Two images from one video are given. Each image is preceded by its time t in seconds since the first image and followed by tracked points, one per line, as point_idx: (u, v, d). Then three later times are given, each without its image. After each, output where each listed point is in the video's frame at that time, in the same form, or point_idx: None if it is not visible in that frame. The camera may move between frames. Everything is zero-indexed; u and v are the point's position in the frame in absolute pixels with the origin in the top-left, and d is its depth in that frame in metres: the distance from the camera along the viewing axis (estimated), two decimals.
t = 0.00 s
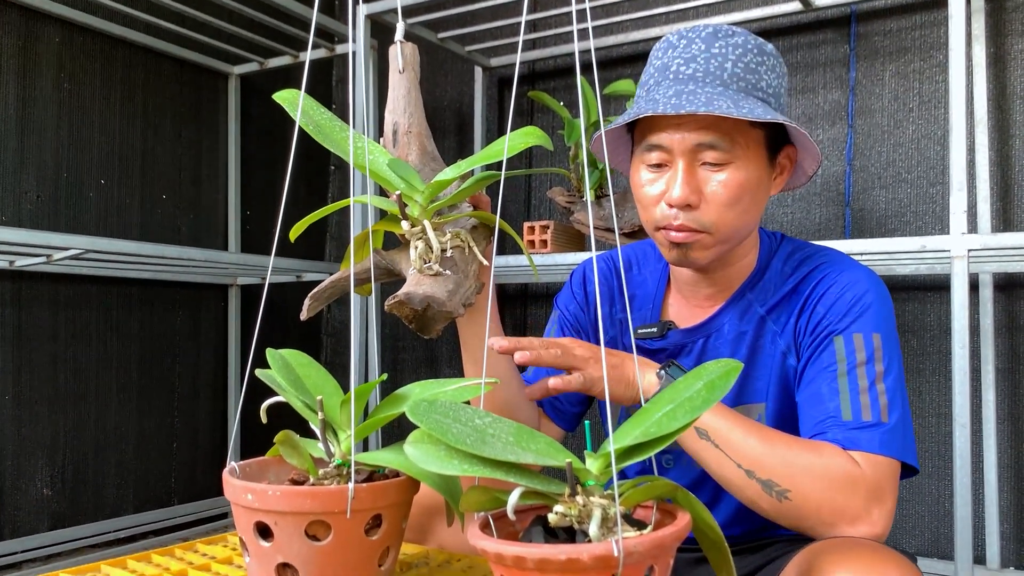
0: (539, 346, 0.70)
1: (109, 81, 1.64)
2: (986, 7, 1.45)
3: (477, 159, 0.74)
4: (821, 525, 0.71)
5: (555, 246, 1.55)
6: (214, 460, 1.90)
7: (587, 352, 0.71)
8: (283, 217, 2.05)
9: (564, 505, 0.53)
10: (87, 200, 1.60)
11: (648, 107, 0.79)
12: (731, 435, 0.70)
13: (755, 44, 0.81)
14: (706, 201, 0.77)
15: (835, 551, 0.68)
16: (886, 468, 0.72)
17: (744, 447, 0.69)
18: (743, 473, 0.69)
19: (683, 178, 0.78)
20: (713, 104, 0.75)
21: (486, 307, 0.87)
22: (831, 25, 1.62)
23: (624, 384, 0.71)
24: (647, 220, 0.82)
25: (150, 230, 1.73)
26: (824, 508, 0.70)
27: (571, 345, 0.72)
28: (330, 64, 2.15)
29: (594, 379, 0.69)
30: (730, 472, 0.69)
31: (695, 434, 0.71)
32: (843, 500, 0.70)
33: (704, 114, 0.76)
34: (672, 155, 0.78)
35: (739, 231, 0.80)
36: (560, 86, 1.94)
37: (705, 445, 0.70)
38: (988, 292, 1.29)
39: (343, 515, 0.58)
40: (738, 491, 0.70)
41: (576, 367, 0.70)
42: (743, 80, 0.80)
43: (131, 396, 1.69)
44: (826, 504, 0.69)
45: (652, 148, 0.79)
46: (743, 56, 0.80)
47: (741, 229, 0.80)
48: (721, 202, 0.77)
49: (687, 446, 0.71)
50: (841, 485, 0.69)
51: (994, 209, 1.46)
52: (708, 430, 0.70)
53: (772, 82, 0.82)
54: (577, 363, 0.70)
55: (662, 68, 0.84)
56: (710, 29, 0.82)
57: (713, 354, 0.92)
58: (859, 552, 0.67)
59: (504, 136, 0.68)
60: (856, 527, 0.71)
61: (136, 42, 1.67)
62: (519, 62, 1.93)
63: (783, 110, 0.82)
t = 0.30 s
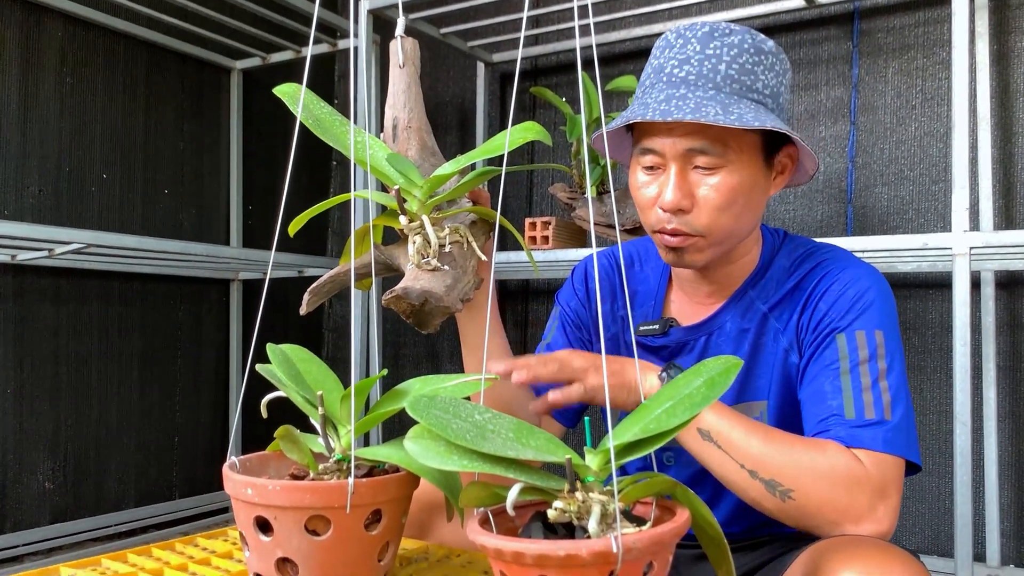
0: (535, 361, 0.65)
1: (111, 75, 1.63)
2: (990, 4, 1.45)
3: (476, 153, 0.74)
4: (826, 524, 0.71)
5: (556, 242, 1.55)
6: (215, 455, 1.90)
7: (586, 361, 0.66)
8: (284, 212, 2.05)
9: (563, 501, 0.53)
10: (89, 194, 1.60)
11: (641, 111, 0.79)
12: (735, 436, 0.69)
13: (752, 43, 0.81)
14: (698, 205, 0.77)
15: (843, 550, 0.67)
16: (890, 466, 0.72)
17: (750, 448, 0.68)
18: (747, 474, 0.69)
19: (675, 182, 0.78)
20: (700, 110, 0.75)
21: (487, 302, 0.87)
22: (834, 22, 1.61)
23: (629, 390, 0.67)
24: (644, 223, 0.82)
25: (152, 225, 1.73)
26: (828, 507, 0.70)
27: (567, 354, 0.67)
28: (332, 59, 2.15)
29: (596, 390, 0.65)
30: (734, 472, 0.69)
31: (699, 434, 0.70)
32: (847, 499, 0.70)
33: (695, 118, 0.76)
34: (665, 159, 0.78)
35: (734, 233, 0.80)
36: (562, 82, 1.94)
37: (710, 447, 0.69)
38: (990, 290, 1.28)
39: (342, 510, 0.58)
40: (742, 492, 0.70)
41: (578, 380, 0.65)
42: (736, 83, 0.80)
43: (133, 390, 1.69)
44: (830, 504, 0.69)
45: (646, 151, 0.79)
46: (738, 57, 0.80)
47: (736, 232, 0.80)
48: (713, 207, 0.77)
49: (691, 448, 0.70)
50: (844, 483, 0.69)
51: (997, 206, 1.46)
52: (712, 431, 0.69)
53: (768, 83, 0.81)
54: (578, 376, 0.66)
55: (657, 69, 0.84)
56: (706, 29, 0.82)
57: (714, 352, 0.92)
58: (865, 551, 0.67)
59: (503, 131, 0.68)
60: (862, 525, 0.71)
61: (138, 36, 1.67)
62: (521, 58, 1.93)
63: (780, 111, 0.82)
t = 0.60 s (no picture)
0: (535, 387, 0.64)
1: (114, 73, 1.64)
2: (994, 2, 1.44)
3: (478, 153, 0.74)
4: (832, 526, 0.71)
5: (558, 240, 1.55)
6: (218, 452, 1.90)
7: (586, 381, 0.66)
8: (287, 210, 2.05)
9: (565, 500, 0.53)
10: (92, 192, 1.60)
11: (642, 111, 0.78)
12: (741, 445, 0.68)
13: (750, 41, 0.81)
14: (701, 204, 0.77)
15: (855, 547, 0.68)
16: (896, 466, 0.72)
17: (756, 456, 0.68)
18: (754, 482, 0.68)
19: (677, 181, 0.78)
20: (702, 109, 0.75)
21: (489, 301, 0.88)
22: (838, 20, 1.61)
23: (631, 405, 0.66)
24: (645, 223, 0.82)
25: (156, 222, 1.73)
26: (835, 509, 0.70)
27: (566, 379, 0.67)
28: (335, 57, 2.15)
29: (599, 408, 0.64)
30: (742, 482, 0.68)
31: (703, 446, 0.68)
32: (852, 500, 0.70)
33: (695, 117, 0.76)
34: (667, 159, 0.78)
35: (738, 231, 0.80)
36: (565, 80, 1.94)
37: (717, 459, 0.67)
38: (993, 288, 1.28)
39: (345, 508, 0.58)
40: (749, 500, 0.69)
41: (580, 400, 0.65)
42: (736, 81, 0.80)
43: (136, 387, 1.70)
44: (839, 507, 0.69)
45: (647, 151, 0.79)
46: (737, 55, 0.80)
47: (739, 230, 0.80)
48: (715, 205, 0.77)
49: (697, 461, 0.68)
50: (848, 484, 0.69)
51: (1000, 204, 1.45)
52: (716, 441, 0.68)
53: (768, 80, 0.81)
54: (579, 397, 0.65)
55: (656, 69, 0.84)
56: (704, 27, 0.81)
57: (716, 351, 0.92)
58: (872, 551, 0.67)
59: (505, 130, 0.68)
60: (870, 526, 0.71)
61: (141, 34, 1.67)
62: (524, 55, 1.93)
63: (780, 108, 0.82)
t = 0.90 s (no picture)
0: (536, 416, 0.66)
1: (117, 74, 1.64)
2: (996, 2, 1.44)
3: (478, 153, 0.74)
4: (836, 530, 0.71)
5: (560, 240, 1.55)
6: (220, 452, 1.91)
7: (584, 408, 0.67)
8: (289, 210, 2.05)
9: (566, 500, 0.53)
10: (95, 192, 1.61)
11: (647, 107, 0.78)
12: (742, 457, 0.68)
13: (750, 38, 0.81)
14: (709, 199, 0.77)
15: (861, 549, 0.68)
16: (898, 468, 0.72)
17: (758, 467, 0.68)
18: (758, 493, 0.68)
19: (684, 176, 0.77)
20: (711, 102, 0.74)
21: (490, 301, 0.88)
22: (840, 20, 1.61)
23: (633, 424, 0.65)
24: (650, 222, 0.82)
25: (158, 223, 1.74)
26: (838, 514, 0.69)
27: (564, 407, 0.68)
28: (337, 57, 2.15)
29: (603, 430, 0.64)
30: (747, 494, 0.68)
31: (705, 461, 0.67)
32: (856, 503, 0.69)
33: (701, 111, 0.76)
34: (672, 154, 0.78)
35: (745, 226, 0.80)
36: (567, 80, 1.94)
37: (720, 473, 0.67)
38: (995, 288, 1.28)
39: (346, 509, 0.58)
40: (754, 511, 0.69)
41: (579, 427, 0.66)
42: (740, 76, 0.79)
43: (139, 387, 1.70)
44: (844, 512, 0.69)
45: (652, 148, 0.79)
46: (739, 51, 0.80)
47: (745, 225, 0.80)
48: (724, 199, 0.77)
49: (700, 477, 0.68)
50: (851, 487, 0.69)
51: (1002, 204, 1.45)
52: (718, 455, 0.67)
53: (769, 76, 0.82)
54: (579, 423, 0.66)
55: (657, 67, 0.84)
56: (703, 26, 0.82)
57: (717, 352, 0.92)
58: (876, 554, 0.67)
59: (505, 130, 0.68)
60: (875, 529, 0.71)
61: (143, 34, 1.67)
62: (525, 56, 1.93)
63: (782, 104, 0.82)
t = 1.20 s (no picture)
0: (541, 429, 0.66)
1: (118, 75, 1.64)
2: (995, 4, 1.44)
3: (477, 155, 0.74)
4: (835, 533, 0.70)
5: (561, 241, 1.55)
6: (220, 453, 1.91)
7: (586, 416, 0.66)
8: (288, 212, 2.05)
9: (565, 503, 0.53)
10: (95, 193, 1.61)
11: (666, 105, 0.77)
12: (742, 466, 0.68)
13: (755, 41, 0.83)
14: (729, 195, 0.77)
15: (861, 552, 0.68)
16: (897, 469, 0.71)
17: (759, 476, 0.68)
18: (760, 502, 0.68)
19: (704, 173, 0.77)
20: (735, 97, 0.75)
21: (489, 303, 0.88)
22: (840, 21, 1.61)
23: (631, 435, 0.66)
24: (664, 221, 0.81)
25: (158, 224, 1.74)
26: (838, 517, 0.69)
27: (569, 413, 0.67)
28: (337, 58, 2.15)
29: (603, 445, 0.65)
30: (750, 503, 0.68)
31: (706, 472, 0.68)
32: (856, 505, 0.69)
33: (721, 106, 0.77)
34: (691, 152, 0.79)
35: (759, 225, 0.81)
36: (567, 81, 1.94)
37: (720, 483, 0.68)
38: (995, 290, 1.28)
39: (346, 511, 0.58)
40: (757, 521, 0.69)
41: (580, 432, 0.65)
42: (751, 76, 0.81)
43: (139, 388, 1.70)
44: (845, 516, 0.69)
45: (668, 146, 0.79)
46: (748, 52, 0.82)
47: (760, 224, 0.81)
48: (744, 196, 0.77)
49: (701, 488, 0.68)
50: (849, 489, 0.69)
51: (1001, 205, 1.45)
52: (719, 466, 0.68)
53: (774, 78, 0.84)
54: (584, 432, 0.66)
55: (667, 67, 0.83)
56: (710, 28, 0.83)
57: (717, 353, 0.92)
58: (875, 557, 0.67)
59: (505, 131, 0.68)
60: (874, 531, 0.71)
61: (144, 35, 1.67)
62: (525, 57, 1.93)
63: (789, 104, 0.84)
